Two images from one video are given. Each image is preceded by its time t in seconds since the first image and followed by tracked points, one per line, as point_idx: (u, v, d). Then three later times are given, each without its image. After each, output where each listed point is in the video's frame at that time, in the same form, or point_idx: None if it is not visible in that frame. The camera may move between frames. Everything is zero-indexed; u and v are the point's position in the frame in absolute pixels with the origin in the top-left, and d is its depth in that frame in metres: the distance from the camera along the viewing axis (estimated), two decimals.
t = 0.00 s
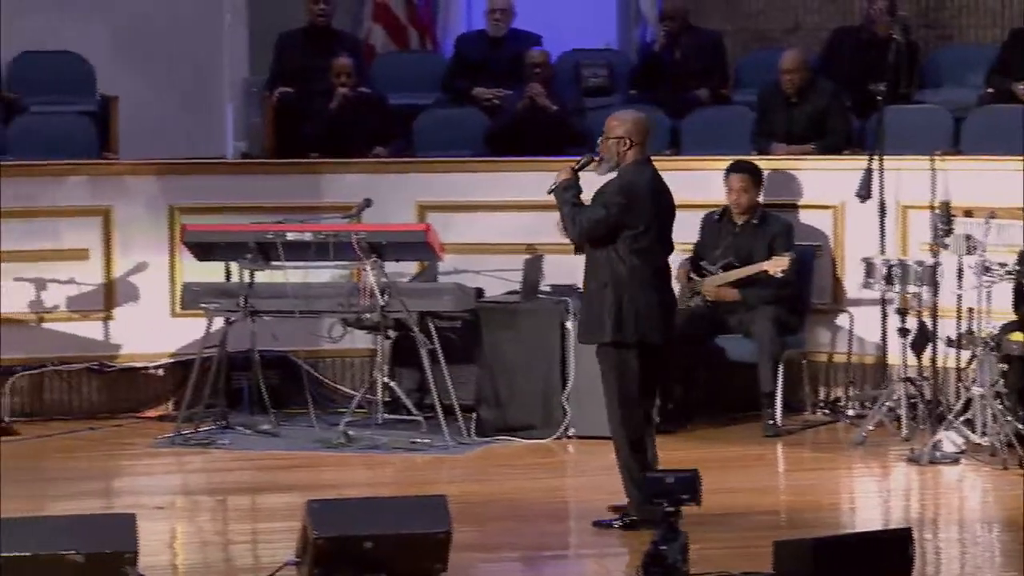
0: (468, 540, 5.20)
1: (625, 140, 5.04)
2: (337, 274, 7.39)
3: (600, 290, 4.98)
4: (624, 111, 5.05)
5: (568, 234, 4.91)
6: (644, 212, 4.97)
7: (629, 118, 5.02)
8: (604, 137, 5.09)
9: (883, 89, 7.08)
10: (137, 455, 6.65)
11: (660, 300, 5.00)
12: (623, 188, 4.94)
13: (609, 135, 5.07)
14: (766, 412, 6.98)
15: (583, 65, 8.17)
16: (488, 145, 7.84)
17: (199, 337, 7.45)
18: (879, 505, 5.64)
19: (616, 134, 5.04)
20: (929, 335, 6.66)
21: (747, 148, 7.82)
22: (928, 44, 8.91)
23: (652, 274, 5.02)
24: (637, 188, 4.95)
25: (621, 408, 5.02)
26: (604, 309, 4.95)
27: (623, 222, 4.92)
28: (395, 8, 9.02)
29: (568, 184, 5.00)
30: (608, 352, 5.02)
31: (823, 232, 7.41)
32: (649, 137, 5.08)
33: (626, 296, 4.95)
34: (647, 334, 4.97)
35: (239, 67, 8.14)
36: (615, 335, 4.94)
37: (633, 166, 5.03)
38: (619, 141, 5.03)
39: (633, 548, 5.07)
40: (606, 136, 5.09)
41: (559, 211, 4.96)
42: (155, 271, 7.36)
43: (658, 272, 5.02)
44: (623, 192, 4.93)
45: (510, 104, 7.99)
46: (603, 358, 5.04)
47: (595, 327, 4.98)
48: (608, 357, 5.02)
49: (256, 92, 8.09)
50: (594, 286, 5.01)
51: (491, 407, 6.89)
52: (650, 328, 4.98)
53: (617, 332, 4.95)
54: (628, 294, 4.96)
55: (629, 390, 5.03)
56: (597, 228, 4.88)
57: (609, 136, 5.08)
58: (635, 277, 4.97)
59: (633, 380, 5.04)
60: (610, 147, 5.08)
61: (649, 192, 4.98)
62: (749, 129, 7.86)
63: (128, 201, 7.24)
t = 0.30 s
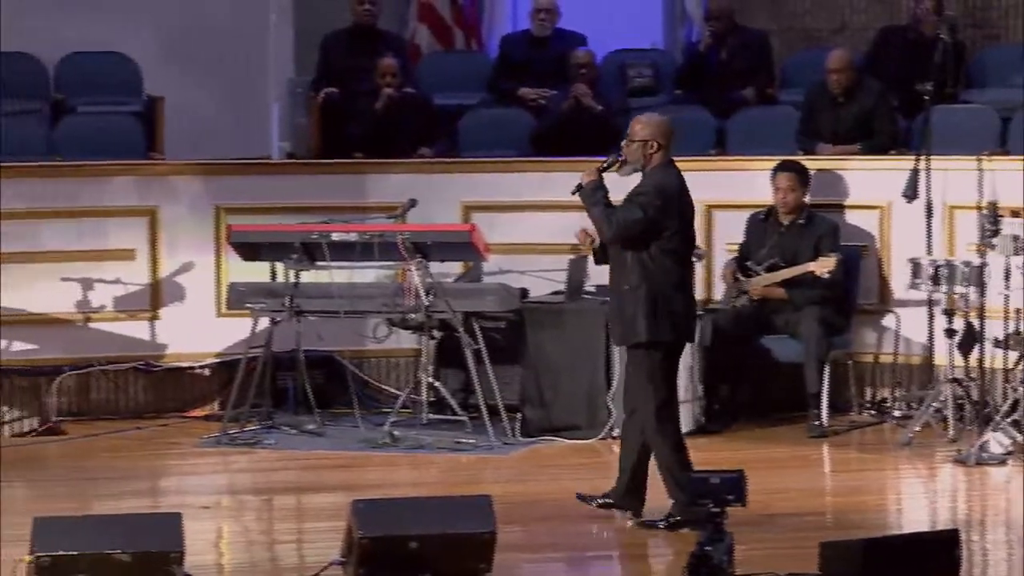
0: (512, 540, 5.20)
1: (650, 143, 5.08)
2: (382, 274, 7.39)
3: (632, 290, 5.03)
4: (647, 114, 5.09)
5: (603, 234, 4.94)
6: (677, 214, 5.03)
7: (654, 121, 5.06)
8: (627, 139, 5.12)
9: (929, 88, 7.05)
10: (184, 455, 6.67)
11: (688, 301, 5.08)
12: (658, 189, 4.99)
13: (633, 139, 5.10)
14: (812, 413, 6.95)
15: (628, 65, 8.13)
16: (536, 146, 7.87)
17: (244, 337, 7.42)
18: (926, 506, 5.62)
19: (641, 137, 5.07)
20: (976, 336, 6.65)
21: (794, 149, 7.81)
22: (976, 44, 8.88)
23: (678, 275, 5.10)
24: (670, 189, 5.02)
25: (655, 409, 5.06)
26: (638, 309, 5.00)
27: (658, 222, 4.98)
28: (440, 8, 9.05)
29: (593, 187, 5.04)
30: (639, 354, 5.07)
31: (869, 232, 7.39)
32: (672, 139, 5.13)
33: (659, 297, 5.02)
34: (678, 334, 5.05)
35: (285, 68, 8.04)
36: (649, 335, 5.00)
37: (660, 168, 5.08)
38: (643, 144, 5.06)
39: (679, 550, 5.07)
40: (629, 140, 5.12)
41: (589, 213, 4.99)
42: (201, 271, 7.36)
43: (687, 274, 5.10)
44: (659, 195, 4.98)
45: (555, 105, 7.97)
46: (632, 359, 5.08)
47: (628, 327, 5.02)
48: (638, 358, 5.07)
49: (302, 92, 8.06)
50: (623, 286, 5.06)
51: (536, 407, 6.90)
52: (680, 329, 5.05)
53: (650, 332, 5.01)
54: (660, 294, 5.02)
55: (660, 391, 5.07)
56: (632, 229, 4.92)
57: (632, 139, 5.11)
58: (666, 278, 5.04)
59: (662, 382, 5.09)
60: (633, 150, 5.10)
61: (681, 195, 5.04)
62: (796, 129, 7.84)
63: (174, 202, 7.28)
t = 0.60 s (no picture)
0: (558, 540, 5.19)
1: (677, 139, 5.18)
2: (429, 274, 7.39)
3: (656, 286, 5.10)
4: (674, 109, 5.18)
5: (634, 229, 5.00)
6: (705, 212, 5.13)
7: (682, 117, 5.15)
8: (653, 132, 5.22)
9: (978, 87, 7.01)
10: (231, 454, 6.69)
11: (708, 300, 5.17)
12: (689, 187, 5.08)
13: (659, 132, 5.19)
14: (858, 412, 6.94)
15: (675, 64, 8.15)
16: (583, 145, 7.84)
17: (291, 337, 7.43)
18: (974, 506, 5.59)
19: (667, 131, 5.17)
20: None
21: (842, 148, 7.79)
22: None
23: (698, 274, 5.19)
24: (698, 188, 5.11)
25: (678, 403, 5.09)
26: (663, 304, 5.07)
27: (689, 220, 5.06)
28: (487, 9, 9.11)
29: (620, 181, 5.10)
30: (660, 350, 5.13)
31: (918, 232, 7.35)
32: (699, 135, 5.22)
33: (683, 294, 5.10)
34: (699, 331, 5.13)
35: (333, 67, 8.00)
36: (673, 331, 5.07)
37: (685, 164, 5.18)
38: (670, 139, 5.16)
39: (725, 550, 5.06)
40: (655, 132, 5.21)
41: (617, 208, 5.05)
42: (248, 272, 7.37)
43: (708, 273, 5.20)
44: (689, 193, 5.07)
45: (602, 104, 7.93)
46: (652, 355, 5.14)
47: (651, 322, 5.09)
48: (658, 354, 5.13)
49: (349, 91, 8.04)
50: (646, 281, 5.14)
51: (582, 407, 6.89)
52: (701, 326, 5.13)
53: (674, 327, 5.08)
54: (685, 291, 5.11)
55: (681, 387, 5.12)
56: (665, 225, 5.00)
57: (659, 133, 5.20)
58: (689, 275, 5.14)
59: (681, 377, 5.14)
60: (659, 143, 5.20)
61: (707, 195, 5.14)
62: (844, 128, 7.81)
63: (222, 201, 7.30)
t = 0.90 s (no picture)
0: (591, 540, 5.20)
1: (693, 137, 5.22)
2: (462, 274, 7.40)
3: (674, 283, 5.19)
4: (690, 107, 5.22)
5: (652, 225, 5.11)
6: (721, 209, 5.22)
7: (698, 117, 5.20)
8: (668, 129, 5.26)
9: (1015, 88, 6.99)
10: (265, 454, 6.70)
11: (726, 297, 5.26)
12: (706, 183, 5.17)
13: (675, 130, 5.23)
14: (892, 414, 6.92)
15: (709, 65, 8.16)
16: (615, 144, 7.75)
17: (325, 336, 7.44)
18: (1009, 507, 5.58)
19: (683, 130, 5.21)
20: None
21: (876, 149, 7.77)
22: None
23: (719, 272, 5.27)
24: (714, 185, 5.19)
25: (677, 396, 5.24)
26: (681, 302, 5.16)
27: (705, 216, 5.16)
28: (521, 10, 9.14)
29: (636, 178, 5.20)
30: (674, 346, 5.24)
31: (952, 233, 7.33)
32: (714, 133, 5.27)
33: (700, 292, 5.19)
34: (716, 329, 5.23)
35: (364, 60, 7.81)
36: (691, 329, 5.17)
37: (700, 162, 5.23)
38: (685, 138, 5.20)
39: (759, 551, 5.06)
40: (671, 129, 5.25)
41: (634, 205, 5.16)
42: (282, 272, 7.37)
43: (724, 269, 5.28)
44: (705, 190, 5.15)
45: (635, 104, 7.88)
46: (665, 350, 5.26)
47: (669, 319, 5.19)
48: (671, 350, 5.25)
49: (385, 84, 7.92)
50: (664, 278, 5.21)
51: (616, 406, 6.90)
52: (717, 324, 5.24)
53: (691, 325, 5.18)
54: (703, 289, 5.20)
55: (687, 384, 5.25)
56: (681, 221, 5.09)
57: (674, 131, 5.24)
58: (707, 272, 5.21)
59: (689, 373, 5.26)
60: (674, 141, 5.24)
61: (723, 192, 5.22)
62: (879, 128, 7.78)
63: (256, 201, 7.31)
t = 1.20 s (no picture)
0: (622, 540, 5.20)
1: (701, 140, 5.22)
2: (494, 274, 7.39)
3: (688, 285, 5.16)
4: (697, 109, 5.22)
5: (665, 227, 5.08)
6: (732, 209, 5.22)
7: (706, 119, 5.20)
8: (676, 133, 5.26)
9: None
10: (296, 453, 6.71)
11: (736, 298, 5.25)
12: (716, 184, 5.17)
13: (683, 134, 5.23)
14: (925, 414, 6.90)
15: (742, 65, 8.11)
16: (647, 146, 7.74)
17: (357, 336, 7.44)
18: None
19: (691, 133, 5.21)
20: None
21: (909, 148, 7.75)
22: None
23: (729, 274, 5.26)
24: (725, 186, 5.19)
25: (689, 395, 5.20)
26: (697, 304, 5.14)
27: (717, 217, 5.15)
28: (554, 10, 9.12)
29: (645, 182, 5.15)
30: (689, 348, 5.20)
31: (984, 232, 7.31)
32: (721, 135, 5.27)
33: (712, 293, 5.18)
34: (729, 329, 5.21)
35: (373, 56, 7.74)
36: (707, 331, 5.15)
37: (709, 165, 5.23)
38: (693, 140, 5.20)
39: (790, 551, 5.05)
40: (678, 133, 5.25)
41: (644, 208, 5.11)
42: (313, 271, 7.39)
43: (735, 269, 5.27)
44: (717, 191, 5.15)
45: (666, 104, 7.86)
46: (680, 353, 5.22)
47: (685, 322, 5.16)
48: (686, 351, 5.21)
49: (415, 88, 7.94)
50: (677, 281, 5.18)
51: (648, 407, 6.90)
52: (730, 324, 5.22)
53: (707, 326, 5.16)
54: (716, 289, 5.19)
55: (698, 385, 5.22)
56: (693, 223, 5.08)
57: (683, 135, 5.24)
58: (719, 273, 5.20)
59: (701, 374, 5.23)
60: (683, 145, 5.24)
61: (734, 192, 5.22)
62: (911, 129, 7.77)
63: (288, 201, 7.32)
